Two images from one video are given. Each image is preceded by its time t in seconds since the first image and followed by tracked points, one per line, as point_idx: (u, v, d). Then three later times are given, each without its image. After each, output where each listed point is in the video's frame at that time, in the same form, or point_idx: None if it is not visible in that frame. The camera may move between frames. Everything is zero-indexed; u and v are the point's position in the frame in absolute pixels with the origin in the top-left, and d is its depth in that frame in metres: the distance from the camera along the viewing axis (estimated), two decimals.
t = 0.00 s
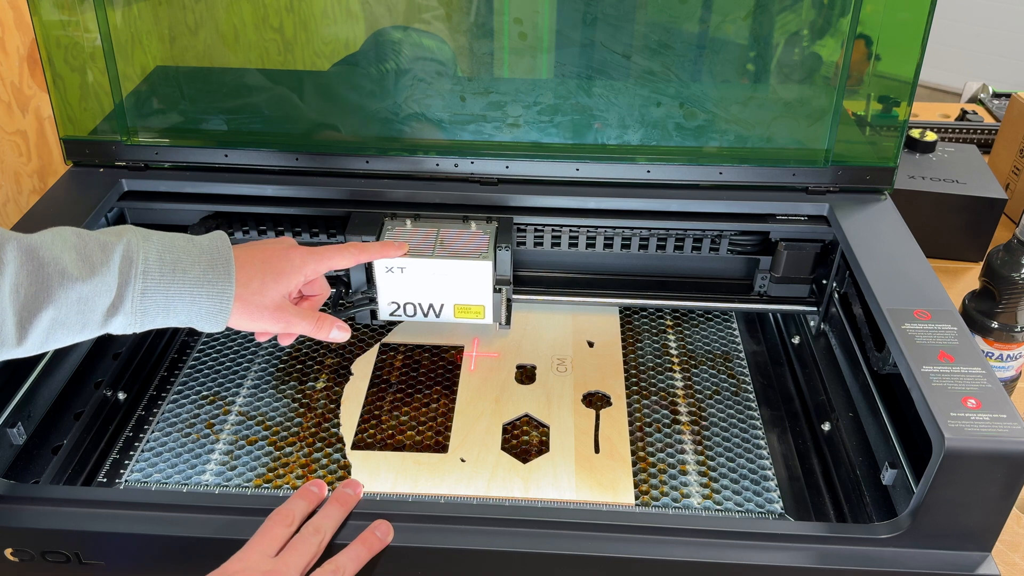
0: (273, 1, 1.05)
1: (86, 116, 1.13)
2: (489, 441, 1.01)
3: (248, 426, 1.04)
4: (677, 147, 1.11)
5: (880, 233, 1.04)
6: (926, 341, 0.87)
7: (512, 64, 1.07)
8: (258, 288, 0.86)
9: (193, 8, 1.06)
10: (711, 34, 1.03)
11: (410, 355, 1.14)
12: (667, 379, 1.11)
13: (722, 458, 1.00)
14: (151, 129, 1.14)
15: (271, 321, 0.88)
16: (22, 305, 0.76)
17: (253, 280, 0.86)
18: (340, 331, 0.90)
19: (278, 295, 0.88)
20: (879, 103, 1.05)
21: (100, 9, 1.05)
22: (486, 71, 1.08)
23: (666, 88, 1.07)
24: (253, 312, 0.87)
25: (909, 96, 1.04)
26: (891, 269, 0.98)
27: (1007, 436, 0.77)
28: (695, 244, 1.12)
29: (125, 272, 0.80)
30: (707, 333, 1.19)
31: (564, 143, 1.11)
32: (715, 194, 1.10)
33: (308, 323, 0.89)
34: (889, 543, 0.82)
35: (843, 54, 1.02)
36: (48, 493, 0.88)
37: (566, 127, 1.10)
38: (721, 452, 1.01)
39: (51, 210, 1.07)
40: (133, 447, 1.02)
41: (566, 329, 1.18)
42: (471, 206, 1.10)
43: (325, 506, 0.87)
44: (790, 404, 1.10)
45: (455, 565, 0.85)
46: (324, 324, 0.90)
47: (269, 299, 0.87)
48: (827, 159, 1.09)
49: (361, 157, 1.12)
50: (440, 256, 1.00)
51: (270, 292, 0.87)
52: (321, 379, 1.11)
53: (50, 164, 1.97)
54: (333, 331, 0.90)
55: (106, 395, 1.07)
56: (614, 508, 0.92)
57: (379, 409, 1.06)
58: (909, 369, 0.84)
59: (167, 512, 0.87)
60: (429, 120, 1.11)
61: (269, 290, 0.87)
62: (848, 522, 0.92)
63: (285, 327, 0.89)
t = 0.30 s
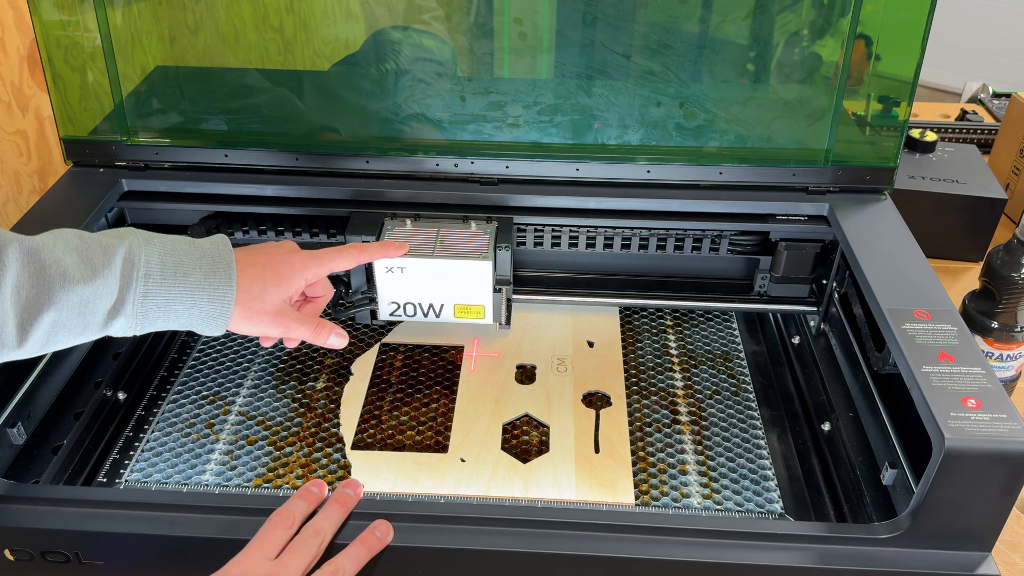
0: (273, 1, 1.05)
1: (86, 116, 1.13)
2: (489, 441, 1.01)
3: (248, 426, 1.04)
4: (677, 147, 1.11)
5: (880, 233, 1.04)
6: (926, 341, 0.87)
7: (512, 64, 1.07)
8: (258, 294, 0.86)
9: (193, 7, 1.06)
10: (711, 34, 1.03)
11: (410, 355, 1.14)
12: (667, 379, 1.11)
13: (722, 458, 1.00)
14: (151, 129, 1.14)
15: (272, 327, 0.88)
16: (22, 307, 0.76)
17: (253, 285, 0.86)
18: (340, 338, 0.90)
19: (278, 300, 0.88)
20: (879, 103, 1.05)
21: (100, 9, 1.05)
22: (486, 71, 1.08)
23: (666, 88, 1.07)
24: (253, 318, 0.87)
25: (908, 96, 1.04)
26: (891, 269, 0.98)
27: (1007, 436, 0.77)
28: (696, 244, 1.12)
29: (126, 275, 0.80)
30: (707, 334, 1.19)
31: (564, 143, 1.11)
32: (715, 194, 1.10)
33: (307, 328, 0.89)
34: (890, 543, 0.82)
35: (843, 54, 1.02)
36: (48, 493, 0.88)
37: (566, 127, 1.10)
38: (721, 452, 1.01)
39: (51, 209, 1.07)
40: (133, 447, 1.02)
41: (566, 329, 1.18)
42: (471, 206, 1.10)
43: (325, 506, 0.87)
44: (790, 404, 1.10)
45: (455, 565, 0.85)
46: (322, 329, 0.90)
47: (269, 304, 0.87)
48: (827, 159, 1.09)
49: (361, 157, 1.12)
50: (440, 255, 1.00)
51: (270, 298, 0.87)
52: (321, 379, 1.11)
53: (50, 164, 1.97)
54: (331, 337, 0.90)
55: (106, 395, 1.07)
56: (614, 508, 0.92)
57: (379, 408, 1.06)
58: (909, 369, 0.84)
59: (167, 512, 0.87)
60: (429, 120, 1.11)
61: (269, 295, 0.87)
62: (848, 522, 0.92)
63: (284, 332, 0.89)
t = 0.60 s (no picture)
0: (273, 1, 1.05)
1: (86, 116, 1.13)
2: (489, 441, 1.01)
3: (248, 426, 1.04)
4: (677, 147, 1.11)
5: (880, 233, 1.04)
6: (926, 341, 0.87)
7: (512, 64, 1.07)
8: (197, 264, 0.78)
9: (193, 7, 1.06)
10: (711, 34, 1.03)
11: (410, 355, 1.14)
12: (667, 379, 1.11)
13: (722, 458, 1.00)
14: (151, 129, 1.14)
15: (220, 295, 0.79)
16: None
17: (188, 255, 0.78)
18: (305, 283, 0.81)
19: (217, 263, 0.79)
20: (879, 103, 1.05)
21: (100, 10, 1.05)
22: (486, 70, 1.08)
23: (666, 88, 1.07)
24: (196, 291, 0.78)
25: (908, 96, 1.04)
26: (891, 269, 0.98)
27: (1007, 436, 0.77)
28: (696, 244, 1.12)
29: (48, 271, 0.73)
30: (707, 333, 1.19)
31: (564, 143, 1.11)
32: (715, 194, 1.10)
33: (266, 284, 0.80)
34: (889, 543, 0.82)
35: (843, 54, 1.02)
36: (47, 493, 0.88)
37: (566, 127, 1.10)
38: (721, 452, 1.01)
39: (51, 209, 1.07)
40: (133, 447, 1.02)
41: (566, 329, 1.18)
42: (471, 206, 1.10)
43: (325, 506, 0.86)
44: (790, 404, 1.10)
45: (455, 565, 0.85)
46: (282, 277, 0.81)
47: (212, 271, 0.79)
48: (827, 159, 1.09)
49: (361, 157, 1.12)
50: (439, 255, 1.00)
51: (206, 260, 0.78)
52: (321, 379, 1.11)
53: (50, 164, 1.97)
54: (295, 283, 0.81)
55: (106, 395, 1.07)
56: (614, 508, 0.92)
57: (379, 408, 1.06)
58: (909, 369, 0.84)
59: (167, 512, 0.87)
60: (430, 120, 1.11)
61: (207, 258, 0.78)
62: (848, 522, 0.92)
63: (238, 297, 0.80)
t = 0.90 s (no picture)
0: (273, 1, 1.05)
1: (86, 116, 1.13)
2: (489, 441, 1.01)
3: (248, 426, 1.04)
4: (677, 147, 1.11)
5: (880, 234, 1.04)
6: (926, 341, 0.87)
7: (512, 64, 1.07)
8: (196, 244, 0.65)
9: (193, 7, 1.06)
10: (711, 34, 1.03)
11: (410, 355, 1.14)
12: (667, 379, 1.11)
13: (722, 458, 1.00)
14: (151, 129, 1.14)
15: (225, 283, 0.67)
16: None
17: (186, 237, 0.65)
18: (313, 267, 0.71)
19: (221, 246, 0.66)
20: (879, 103, 1.05)
21: (100, 10, 1.05)
22: (486, 71, 1.08)
23: (667, 88, 1.07)
24: (196, 277, 0.65)
25: (908, 96, 1.04)
26: (891, 268, 0.98)
27: (1007, 436, 0.77)
28: (696, 244, 1.12)
29: (48, 254, 0.62)
30: (707, 334, 1.19)
31: (564, 143, 1.11)
32: (715, 194, 1.10)
33: (272, 272, 0.68)
34: (889, 543, 0.82)
35: (843, 54, 1.02)
36: (47, 493, 0.88)
37: (566, 127, 1.10)
38: (721, 452, 1.01)
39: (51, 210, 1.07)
40: (133, 447, 1.02)
41: (566, 329, 1.18)
42: (471, 206, 1.10)
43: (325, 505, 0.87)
44: (790, 404, 1.10)
45: (455, 565, 0.85)
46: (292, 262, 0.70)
47: (210, 254, 0.65)
48: (827, 158, 1.09)
49: (361, 157, 1.12)
50: (439, 255, 1.00)
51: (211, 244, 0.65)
52: (321, 379, 1.11)
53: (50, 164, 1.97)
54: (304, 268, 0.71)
55: (106, 395, 1.06)
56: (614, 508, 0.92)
57: (379, 408, 1.06)
58: (909, 369, 0.84)
59: (167, 512, 0.87)
60: (430, 120, 1.11)
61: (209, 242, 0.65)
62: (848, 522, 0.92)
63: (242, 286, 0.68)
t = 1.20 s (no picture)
0: (273, 1, 1.05)
1: (86, 116, 1.13)
2: (489, 441, 1.01)
3: (248, 426, 1.04)
4: (677, 147, 1.11)
5: (880, 233, 1.04)
6: (926, 341, 0.87)
7: (512, 64, 1.07)
8: (265, 273, 0.78)
9: (193, 7, 1.06)
10: (711, 34, 1.03)
11: (410, 355, 1.14)
12: (667, 379, 1.11)
13: (722, 458, 1.00)
14: (151, 129, 1.14)
15: (281, 311, 0.81)
16: (23, 293, 0.70)
17: (258, 264, 0.78)
18: (355, 315, 0.87)
19: (287, 281, 0.80)
20: (879, 103, 1.05)
21: (100, 9, 1.05)
22: (486, 70, 1.08)
23: (667, 88, 1.07)
24: (259, 300, 0.79)
25: (908, 96, 1.04)
26: (891, 268, 0.98)
27: (1007, 436, 0.77)
28: (696, 244, 1.12)
29: (124, 257, 0.72)
30: (707, 333, 1.19)
31: (564, 143, 1.11)
32: (715, 194, 1.10)
33: (319, 308, 0.85)
34: (889, 544, 0.82)
35: (843, 54, 1.02)
36: (47, 493, 0.88)
37: (566, 127, 1.10)
38: (721, 452, 1.01)
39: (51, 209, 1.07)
40: (133, 447, 1.02)
41: (566, 329, 1.18)
42: (471, 206, 1.10)
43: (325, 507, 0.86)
44: (790, 404, 1.10)
45: (454, 565, 0.85)
46: (337, 308, 0.86)
47: (274, 284, 0.79)
48: (827, 158, 1.09)
49: (361, 157, 1.12)
50: (440, 255, 1.00)
51: (276, 277, 0.79)
52: (321, 379, 1.11)
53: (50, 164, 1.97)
54: (346, 314, 0.86)
55: (106, 395, 1.07)
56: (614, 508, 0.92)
57: (379, 408, 1.06)
58: (909, 369, 0.84)
59: (166, 512, 0.87)
60: (430, 120, 1.11)
61: (279, 275, 0.80)
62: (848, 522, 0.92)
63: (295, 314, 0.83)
